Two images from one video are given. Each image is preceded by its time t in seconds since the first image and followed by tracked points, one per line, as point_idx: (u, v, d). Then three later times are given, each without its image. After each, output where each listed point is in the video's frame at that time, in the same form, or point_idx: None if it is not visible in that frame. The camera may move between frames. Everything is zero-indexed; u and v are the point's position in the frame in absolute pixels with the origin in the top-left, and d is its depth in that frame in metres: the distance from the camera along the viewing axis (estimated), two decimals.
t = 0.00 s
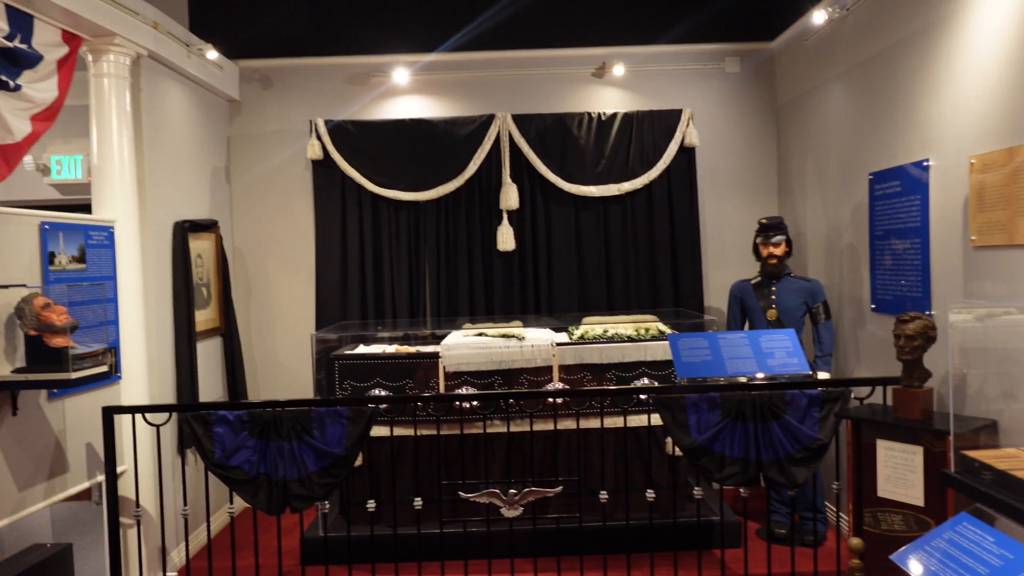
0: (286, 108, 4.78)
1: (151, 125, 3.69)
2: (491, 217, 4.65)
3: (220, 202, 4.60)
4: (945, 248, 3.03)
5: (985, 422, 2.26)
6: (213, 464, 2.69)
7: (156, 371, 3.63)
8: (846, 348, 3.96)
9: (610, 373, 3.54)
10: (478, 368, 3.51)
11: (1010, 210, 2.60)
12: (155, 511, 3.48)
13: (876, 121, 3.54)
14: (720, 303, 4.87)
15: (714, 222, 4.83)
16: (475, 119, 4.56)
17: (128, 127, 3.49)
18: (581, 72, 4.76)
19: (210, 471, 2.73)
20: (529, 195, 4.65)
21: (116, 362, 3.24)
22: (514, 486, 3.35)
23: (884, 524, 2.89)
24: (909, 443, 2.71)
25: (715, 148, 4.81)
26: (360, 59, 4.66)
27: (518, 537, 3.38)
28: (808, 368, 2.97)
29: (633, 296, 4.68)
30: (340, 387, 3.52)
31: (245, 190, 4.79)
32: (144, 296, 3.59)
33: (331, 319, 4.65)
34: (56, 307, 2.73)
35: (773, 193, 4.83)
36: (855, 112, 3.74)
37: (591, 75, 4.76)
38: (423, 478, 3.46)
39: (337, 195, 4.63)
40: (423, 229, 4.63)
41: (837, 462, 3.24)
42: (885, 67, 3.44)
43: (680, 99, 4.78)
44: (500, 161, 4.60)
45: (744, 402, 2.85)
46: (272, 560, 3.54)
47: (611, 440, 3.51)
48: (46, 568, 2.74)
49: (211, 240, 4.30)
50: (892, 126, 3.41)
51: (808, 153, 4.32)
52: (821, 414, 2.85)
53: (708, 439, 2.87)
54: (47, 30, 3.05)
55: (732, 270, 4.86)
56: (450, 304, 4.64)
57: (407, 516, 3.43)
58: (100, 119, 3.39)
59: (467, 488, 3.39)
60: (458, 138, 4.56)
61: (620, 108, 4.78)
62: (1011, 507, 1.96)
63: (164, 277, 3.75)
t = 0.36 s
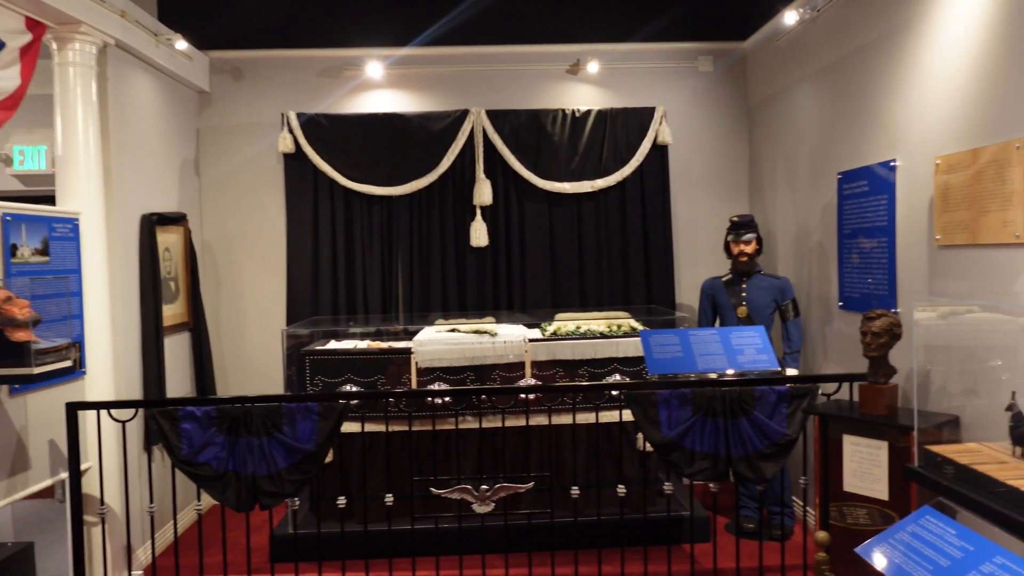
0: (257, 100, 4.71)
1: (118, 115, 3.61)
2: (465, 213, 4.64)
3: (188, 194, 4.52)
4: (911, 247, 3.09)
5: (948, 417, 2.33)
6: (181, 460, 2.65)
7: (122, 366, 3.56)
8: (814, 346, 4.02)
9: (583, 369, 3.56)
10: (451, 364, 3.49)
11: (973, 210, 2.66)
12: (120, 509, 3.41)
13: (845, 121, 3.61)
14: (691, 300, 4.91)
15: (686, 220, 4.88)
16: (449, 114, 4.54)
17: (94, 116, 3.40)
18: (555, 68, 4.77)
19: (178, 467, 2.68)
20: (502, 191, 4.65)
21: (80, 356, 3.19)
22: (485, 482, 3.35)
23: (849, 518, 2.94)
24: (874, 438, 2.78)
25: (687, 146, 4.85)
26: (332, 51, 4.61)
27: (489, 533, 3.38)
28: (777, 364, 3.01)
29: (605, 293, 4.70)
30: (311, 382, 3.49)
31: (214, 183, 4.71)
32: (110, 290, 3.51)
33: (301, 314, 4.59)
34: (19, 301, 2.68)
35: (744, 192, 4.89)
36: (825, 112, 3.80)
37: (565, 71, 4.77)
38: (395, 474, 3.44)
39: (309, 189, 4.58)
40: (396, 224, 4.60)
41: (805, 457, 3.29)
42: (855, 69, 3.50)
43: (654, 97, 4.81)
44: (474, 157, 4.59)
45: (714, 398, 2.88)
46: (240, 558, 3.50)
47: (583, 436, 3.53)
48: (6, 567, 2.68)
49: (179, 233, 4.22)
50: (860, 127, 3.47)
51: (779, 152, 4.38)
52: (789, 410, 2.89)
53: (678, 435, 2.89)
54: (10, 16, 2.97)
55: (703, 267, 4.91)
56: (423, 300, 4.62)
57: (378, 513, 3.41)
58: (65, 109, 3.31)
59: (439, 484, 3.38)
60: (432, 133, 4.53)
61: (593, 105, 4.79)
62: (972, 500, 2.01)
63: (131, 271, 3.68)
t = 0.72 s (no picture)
0: (230, 98, 4.64)
1: (88, 112, 3.53)
2: (441, 215, 4.62)
3: (159, 193, 4.44)
4: (881, 253, 3.15)
5: (916, 420, 2.35)
6: (150, 464, 2.59)
7: (90, 367, 3.47)
8: (786, 350, 4.08)
9: (558, 372, 3.56)
10: (426, 367, 3.47)
11: (942, 217, 2.72)
12: (87, 514, 3.33)
13: (817, 129, 3.66)
14: (666, 303, 4.95)
15: (661, 224, 4.91)
16: (426, 116, 4.52)
17: (63, 114, 3.33)
18: (532, 72, 4.78)
19: (146, 471, 2.62)
20: (479, 194, 4.64)
21: (46, 358, 3.14)
22: (460, 486, 3.33)
23: (819, 520, 3.00)
24: (845, 441, 2.83)
25: (662, 152, 4.89)
26: (308, 51, 4.56)
27: (464, 537, 3.36)
28: (750, 368, 3.04)
29: (581, 296, 4.71)
30: (284, 385, 3.44)
31: (185, 182, 4.63)
32: (78, 290, 3.43)
33: (274, 316, 4.53)
34: None
35: (717, 197, 4.94)
36: (798, 120, 3.85)
37: (542, 75, 4.78)
38: (368, 478, 3.40)
39: (283, 189, 4.52)
40: (371, 226, 4.56)
41: (777, 460, 3.33)
42: (828, 77, 3.56)
43: (630, 102, 4.84)
44: (450, 160, 4.57)
45: (688, 401, 2.90)
46: (211, 564, 3.44)
47: (558, 439, 3.53)
48: None
49: (150, 233, 4.14)
50: (832, 135, 3.53)
51: (752, 158, 4.43)
52: (762, 413, 2.91)
53: (653, 438, 2.90)
54: None
55: (677, 271, 4.95)
56: (398, 302, 4.59)
57: (351, 517, 3.38)
58: (33, 106, 3.23)
59: (413, 488, 3.36)
60: (408, 134, 4.51)
61: (570, 109, 4.81)
62: (940, 503, 2.04)
63: (99, 271, 3.60)
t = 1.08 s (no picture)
0: (201, 98, 4.56)
1: (53, 110, 3.44)
2: (415, 217, 4.59)
3: (127, 194, 4.34)
4: (851, 255, 3.21)
5: (885, 419, 2.40)
6: (119, 470, 2.52)
7: (56, 371, 3.38)
8: (758, 350, 4.13)
9: (532, 374, 3.56)
10: (400, 369, 3.44)
11: (910, 220, 2.77)
12: (53, 522, 3.24)
13: (788, 133, 3.72)
14: (640, 305, 4.98)
15: (635, 226, 4.94)
16: (400, 117, 4.49)
17: (27, 112, 3.23)
18: (506, 74, 4.78)
19: (115, 477, 2.55)
20: (453, 196, 4.62)
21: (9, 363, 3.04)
22: (436, 489, 3.31)
23: (791, 519, 3.02)
24: (817, 440, 2.88)
25: (636, 155, 4.92)
26: (280, 51, 4.51)
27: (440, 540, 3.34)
28: (724, 368, 3.07)
29: (555, 298, 4.72)
30: (256, 389, 3.39)
31: (154, 182, 4.54)
32: (43, 292, 3.33)
33: (246, 318, 4.46)
34: None
35: (690, 200, 4.99)
36: (770, 124, 3.91)
37: (516, 77, 4.78)
38: (343, 482, 3.36)
39: (255, 190, 4.46)
40: (345, 227, 4.51)
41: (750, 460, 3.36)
42: (799, 82, 3.61)
43: (604, 106, 4.87)
44: (424, 161, 4.55)
45: (663, 402, 2.91)
46: (182, 571, 3.37)
47: (534, 441, 3.52)
48: None
49: (117, 234, 4.05)
50: (803, 139, 3.59)
51: (725, 162, 4.49)
52: (736, 414, 2.94)
53: (629, 439, 2.91)
54: None
55: (651, 273, 4.99)
56: (372, 304, 4.55)
57: (325, 522, 3.33)
58: None
59: (389, 491, 3.33)
60: (382, 135, 4.48)
61: (544, 111, 4.82)
62: (911, 500, 2.08)
63: (65, 272, 3.50)
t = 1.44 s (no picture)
0: (172, 103, 4.50)
1: (20, 115, 3.37)
2: (391, 222, 4.56)
3: (97, 199, 4.26)
4: (823, 257, 3.26)
5: (859, 419, 2.45)
6: (90, 481, 2.45)
7: (23, 381, 3.30)
8: (733, 353, 4.18)
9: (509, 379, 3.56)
10: (377, 375, 3.41)
11: (881, 223, 2.82)
12: (21, 536, 3.16)
13: (761, 138, 3.78)
14: (616, 308, 5.00)
15: (610, 230, 4.97)
16: (374, 122, 4.47)
17: None
18: (481, 79, 4.78)
19: (86, 488, 2.49)
20: (429, 201, 4.60)
21: None
22: (415, 494, 3.29)
23: (766, 519, 3.06)
24: (792, 441, 2.91)
25: (611, 160, 4.95)
26: (253, 55, 4.46)
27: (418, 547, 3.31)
28: (700, 371, 3.10)
29: (532, 302, 4.73)
30: (230, 397, 3.34)
31: (124, 187, 4.46)
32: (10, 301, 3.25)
33: (219, 324, 4.40)
34: None
35: (665, 205, 5.03)
36: (743, 129, 3.96)
37: (491, 82, 4.78)
38: (319, 490, 3.32)
39: (228, 195, 4.40)
40: (320, 232, 4.47)
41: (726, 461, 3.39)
42: (770, 87, 3.67)
43: (579, 111, 4.89)
44: (400, 166, 4.53)
45: (641, 405, 2.92)
46: None
47: (512, 445, 3.51)
48: None
49: (87, 241, 3.97)
50: (775, 143, 3.64)
51: (699, 166, 4.54)
52: (712, 415, 2.96)
53: (607, 442, 2.91)
54: None
55: (627, 277, 5.01)
56: (348, 310, 4.51)
57: (302, 530, 3.28)
58: None
59: (366, 498, 3.30)
60: (357, 140, 4.45)
61: (519, 116, 4.83)
62: (885, 498, 2.11)
63: (33, 280, 3.42)
